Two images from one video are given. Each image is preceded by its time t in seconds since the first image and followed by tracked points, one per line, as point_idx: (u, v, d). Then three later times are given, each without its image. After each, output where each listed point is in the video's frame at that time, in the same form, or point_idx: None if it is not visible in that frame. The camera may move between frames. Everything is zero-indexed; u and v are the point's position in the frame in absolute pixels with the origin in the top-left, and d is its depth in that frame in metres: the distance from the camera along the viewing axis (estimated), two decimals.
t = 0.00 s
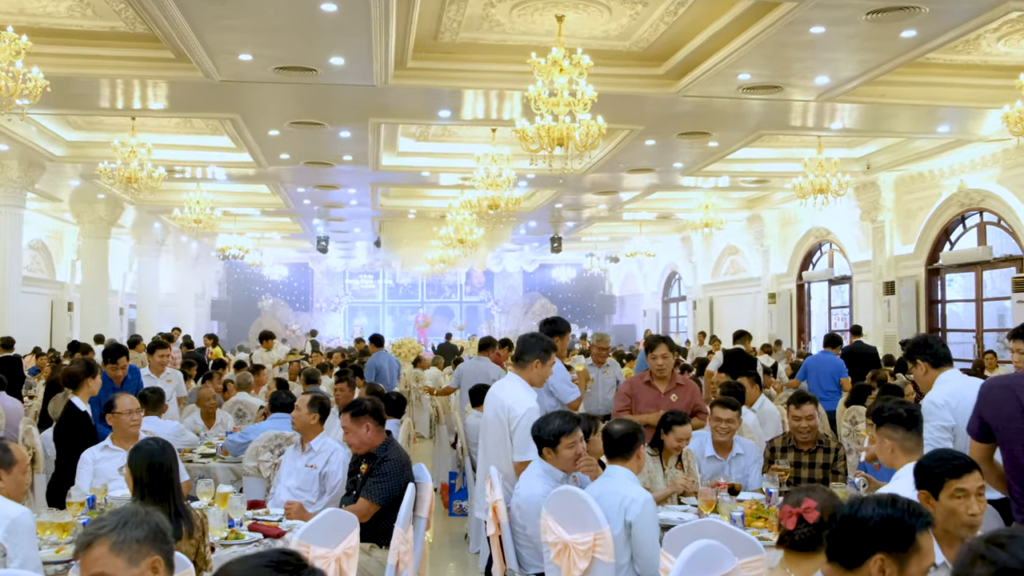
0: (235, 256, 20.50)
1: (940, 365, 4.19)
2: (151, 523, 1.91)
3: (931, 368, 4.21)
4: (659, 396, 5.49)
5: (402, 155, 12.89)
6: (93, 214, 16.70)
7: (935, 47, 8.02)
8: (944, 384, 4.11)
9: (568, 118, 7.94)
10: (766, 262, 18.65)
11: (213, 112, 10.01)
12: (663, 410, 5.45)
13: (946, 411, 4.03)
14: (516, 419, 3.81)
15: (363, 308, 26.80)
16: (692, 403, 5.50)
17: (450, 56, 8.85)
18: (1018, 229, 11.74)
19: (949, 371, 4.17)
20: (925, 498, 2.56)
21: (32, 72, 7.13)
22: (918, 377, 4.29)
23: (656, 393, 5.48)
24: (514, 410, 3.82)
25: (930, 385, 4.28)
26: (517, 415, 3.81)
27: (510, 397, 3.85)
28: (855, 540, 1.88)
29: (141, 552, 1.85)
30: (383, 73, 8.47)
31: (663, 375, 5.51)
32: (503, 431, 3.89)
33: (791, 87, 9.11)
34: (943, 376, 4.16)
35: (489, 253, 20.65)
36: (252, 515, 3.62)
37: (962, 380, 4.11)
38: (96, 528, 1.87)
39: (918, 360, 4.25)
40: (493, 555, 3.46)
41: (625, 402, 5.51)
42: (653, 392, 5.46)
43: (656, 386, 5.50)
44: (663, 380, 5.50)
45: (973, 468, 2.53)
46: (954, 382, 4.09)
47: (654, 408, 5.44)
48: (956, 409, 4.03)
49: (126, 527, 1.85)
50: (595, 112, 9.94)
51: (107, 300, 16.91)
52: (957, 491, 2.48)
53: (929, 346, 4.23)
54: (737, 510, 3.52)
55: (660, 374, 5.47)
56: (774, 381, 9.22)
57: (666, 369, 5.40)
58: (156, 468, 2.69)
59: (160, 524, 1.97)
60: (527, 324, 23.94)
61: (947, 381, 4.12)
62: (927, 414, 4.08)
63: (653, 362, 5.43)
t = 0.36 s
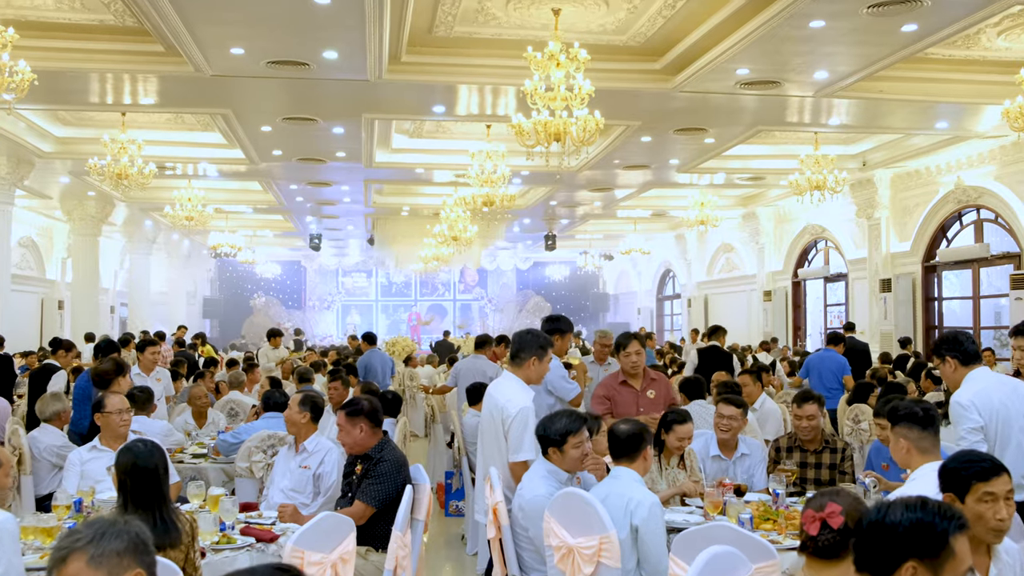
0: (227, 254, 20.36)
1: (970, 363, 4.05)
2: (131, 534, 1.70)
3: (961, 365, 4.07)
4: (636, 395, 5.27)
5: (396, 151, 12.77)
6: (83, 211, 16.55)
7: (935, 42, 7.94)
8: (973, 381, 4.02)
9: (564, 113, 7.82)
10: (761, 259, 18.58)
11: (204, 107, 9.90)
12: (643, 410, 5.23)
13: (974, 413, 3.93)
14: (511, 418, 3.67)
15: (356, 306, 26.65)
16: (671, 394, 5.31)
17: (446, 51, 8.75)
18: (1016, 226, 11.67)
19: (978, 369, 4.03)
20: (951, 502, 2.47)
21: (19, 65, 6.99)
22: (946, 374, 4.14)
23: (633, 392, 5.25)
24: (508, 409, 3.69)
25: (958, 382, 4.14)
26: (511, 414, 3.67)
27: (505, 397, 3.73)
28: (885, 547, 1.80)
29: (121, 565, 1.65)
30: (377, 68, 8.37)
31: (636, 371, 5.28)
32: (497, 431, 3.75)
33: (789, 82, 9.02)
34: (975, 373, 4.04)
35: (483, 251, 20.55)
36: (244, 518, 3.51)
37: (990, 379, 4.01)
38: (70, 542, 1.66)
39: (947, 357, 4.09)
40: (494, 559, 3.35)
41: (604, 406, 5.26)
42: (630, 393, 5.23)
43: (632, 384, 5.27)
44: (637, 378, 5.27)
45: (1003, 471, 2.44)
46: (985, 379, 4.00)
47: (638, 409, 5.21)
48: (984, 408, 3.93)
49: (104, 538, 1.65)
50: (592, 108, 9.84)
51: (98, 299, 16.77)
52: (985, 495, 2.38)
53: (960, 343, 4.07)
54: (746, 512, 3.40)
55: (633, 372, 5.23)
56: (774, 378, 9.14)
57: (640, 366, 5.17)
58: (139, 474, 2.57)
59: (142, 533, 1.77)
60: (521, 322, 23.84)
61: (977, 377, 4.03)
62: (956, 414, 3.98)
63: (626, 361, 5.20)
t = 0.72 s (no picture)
0: (222, 251, 20.23)
1: (995, 363, 4.09)
2: (103, 545, 1.59)
3: (986, 365, 4.11)
4: (623, 392, 5.00)
5: (392, 147, 12.64)
6: (76, 208, 16.42)
7: (937, 35, 7.83)
8: (995, 383, 3.95)
9: (562, 107, 7.71)
10: (759, 256, 18.50)
11: (197, 102, 9.78)
12: (633, 407, 4.97)
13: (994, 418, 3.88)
14: (505, 416, 3.55)
15: (352, 304, 26.52)
16: (653, 387, 5.10)
17: (442, 44, 8.64)
18: (1016, 222, 11.57)
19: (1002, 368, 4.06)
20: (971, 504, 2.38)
21: (6, 58, 6.87)
22: (969, 373, 4.19)
23: (621, 390, 4.97)
24: (503, 407, 3.57)
25: (982, 382, 4.18)
26: (506, 412, 3.55)
27: (500, 394, 3.60)
28: (902, 556, 1.68)
29: None
30: (372, 62, 8.26)
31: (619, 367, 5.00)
32: (492, 429, 3.62)
33: (788, 76, 8.91)
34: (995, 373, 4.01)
35: (479, 248, 20.44)
36: (233, 521, 3.40)
37: (1009, 379, 3.94)
38: (35, 552, 1.54)
39: (971, 356, 4.14)
40: (492, 563, 3.26)
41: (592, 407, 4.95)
42: (620, 391, 4.95)
43: (619, 382, 4.98)
44: (621, 374, 5.00)
45: None
46: (1006, 382, 3.91)
47: (629, 407, 4.95)
48: (1003, 413, 3.86)
49: (71, 549, 1.53)
50: (589, 102, 9.73)
51: (92, 296, 16.65)
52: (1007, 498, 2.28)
53: (985, 342, 4.12)
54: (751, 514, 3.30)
55: (618, 370, 4.95)
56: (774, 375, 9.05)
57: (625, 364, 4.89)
58: (120, 478, 2.46)
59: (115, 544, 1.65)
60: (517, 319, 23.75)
61: (999, 378, 3.95)
62: (977, 419, 3.94)
63: (609, 358, 4.91)
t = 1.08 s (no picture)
0: (219, 247, 20.11)
1: (1013, 362, 4.02)
2: (70, 555, 1.47)
3: (1004, 364, 4.04)
4: (624, 388, 4.93)
5: (389, 142, 12.53)
6: (72, 204, 16.32)
7: (941, 27, 7.71)
8: (1012, 383, 3.89)
9: (561, 100, 7.60)
10: (759, 253, 18.41)
11: (192, 96, 9.66)
12: (634, 403, 4.91)
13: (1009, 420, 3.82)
14: (502, 414, 3.43)
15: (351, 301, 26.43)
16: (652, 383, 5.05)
17: (439, 37, 8.54)
18: (1019, 217, 11.48)
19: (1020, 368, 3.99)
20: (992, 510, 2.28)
21: None
22: (986, 372, 4.12)
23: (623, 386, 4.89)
24: (501, 405, 3.45)
25: (999, 382, 4.11)
26: (503, 410, 3.44)
27: (496, 391, 3.49)
28: (920, 568, 1.57)
29: None
30: (368, 55, 8.15)
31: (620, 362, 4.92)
32: (488, 428, 3.49)
33: (789, 70, 8.80)
34: (1013, 372, 3.94)
35: (477, 244, 20.34)
36: (221, 524, 3.30)
37: None
38: None
39: (989, 354, 4.07)
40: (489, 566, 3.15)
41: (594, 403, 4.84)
42: (620, 386, 4.87)
43: (620, 377, 4.90)
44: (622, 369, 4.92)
45: None
46: None
47: (630, 403, 4.88)
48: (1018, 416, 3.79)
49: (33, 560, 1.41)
50: (588, 96, 9.63)
51: (88, 293, 16.54)
52: None
53: (1004, 341, 4.04)
54: (757, 516, 3.19)
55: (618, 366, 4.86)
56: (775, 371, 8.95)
57: (626, 358, 4.81)
58: (99, 480, 2.36)
59: (83, 554, 1.53)
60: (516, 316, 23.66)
61: (1016, 379, 3.88)
62: (990, 422, 3.88)
63: (610, 353, 4.82)
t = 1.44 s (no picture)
0: (216, 243, 19.99)
1: None
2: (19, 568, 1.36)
3: (1015, 359, 3.97)
4: (629, 384, 4.79)
5: (386, 136, 12.42)
6: (67, 199, 16.20)
7: (945, 18, 7.59)
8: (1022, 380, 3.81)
9: (559, 92, 7.49)
10: (759, 248, 18.31)
11: (186, 89, 9.55)
12: (639, 400, 4.76)
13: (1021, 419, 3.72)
14: (497, 409, 3.32)
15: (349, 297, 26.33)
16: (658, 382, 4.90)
17: (436, 28, 8.43)
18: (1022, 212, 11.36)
19: None
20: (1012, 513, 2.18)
21: None
22: (997, 368, 4.04)
23: (628, 380, 4.76)
24: (495, 400, 3.34)
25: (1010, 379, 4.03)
26: (498, 405, 3.33)
27: (490, 386, 3.37)
28: None
29: None
30: (363, 47, 8.05)
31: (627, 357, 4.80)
32: (481, 423, 3.37)
33: (791, 61, 8.69)
34: None
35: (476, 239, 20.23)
36: (207, 526, 3.19)
37: None
38: None
39: (1000, 350, 4.00)
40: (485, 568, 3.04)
41: (597, 396, 4.73)
42: (626, 381, 4.73)
43: (626, 371, 4.77)
44: (629, 364, 4.79)
45: None
46: None
47: (634, 400, 4.74)
48: None
49: None
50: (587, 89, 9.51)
51: (83, 288, 16.43)
52: None
53: (1014, 335, 3.98)
54: (761, 517, 3.09)
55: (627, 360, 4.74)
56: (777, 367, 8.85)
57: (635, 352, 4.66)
58: (72, 482, 2.24)
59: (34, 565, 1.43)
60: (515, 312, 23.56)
61: None
62: (1000, 422, 3.78)
63: (618, 345, 4.68)
